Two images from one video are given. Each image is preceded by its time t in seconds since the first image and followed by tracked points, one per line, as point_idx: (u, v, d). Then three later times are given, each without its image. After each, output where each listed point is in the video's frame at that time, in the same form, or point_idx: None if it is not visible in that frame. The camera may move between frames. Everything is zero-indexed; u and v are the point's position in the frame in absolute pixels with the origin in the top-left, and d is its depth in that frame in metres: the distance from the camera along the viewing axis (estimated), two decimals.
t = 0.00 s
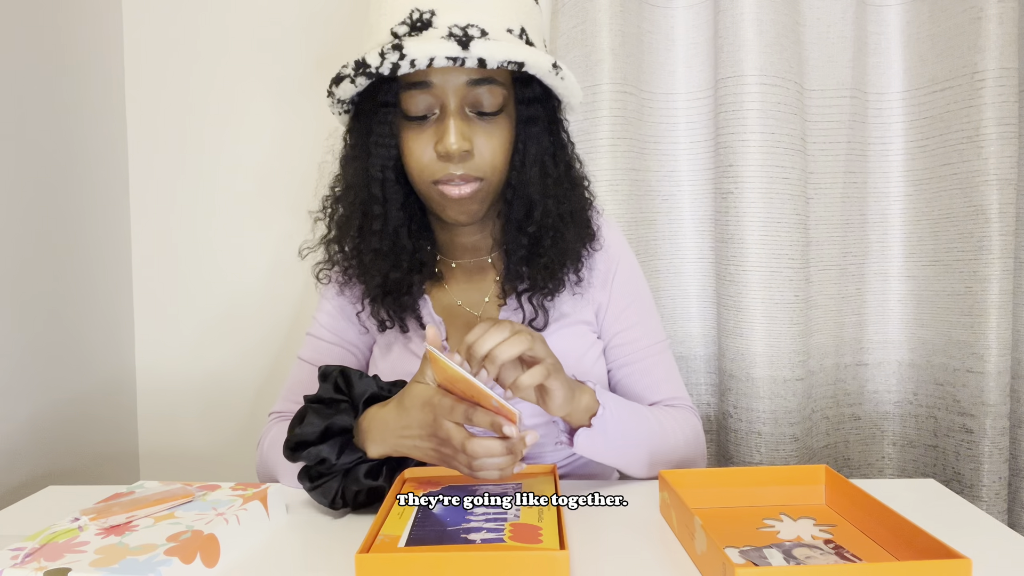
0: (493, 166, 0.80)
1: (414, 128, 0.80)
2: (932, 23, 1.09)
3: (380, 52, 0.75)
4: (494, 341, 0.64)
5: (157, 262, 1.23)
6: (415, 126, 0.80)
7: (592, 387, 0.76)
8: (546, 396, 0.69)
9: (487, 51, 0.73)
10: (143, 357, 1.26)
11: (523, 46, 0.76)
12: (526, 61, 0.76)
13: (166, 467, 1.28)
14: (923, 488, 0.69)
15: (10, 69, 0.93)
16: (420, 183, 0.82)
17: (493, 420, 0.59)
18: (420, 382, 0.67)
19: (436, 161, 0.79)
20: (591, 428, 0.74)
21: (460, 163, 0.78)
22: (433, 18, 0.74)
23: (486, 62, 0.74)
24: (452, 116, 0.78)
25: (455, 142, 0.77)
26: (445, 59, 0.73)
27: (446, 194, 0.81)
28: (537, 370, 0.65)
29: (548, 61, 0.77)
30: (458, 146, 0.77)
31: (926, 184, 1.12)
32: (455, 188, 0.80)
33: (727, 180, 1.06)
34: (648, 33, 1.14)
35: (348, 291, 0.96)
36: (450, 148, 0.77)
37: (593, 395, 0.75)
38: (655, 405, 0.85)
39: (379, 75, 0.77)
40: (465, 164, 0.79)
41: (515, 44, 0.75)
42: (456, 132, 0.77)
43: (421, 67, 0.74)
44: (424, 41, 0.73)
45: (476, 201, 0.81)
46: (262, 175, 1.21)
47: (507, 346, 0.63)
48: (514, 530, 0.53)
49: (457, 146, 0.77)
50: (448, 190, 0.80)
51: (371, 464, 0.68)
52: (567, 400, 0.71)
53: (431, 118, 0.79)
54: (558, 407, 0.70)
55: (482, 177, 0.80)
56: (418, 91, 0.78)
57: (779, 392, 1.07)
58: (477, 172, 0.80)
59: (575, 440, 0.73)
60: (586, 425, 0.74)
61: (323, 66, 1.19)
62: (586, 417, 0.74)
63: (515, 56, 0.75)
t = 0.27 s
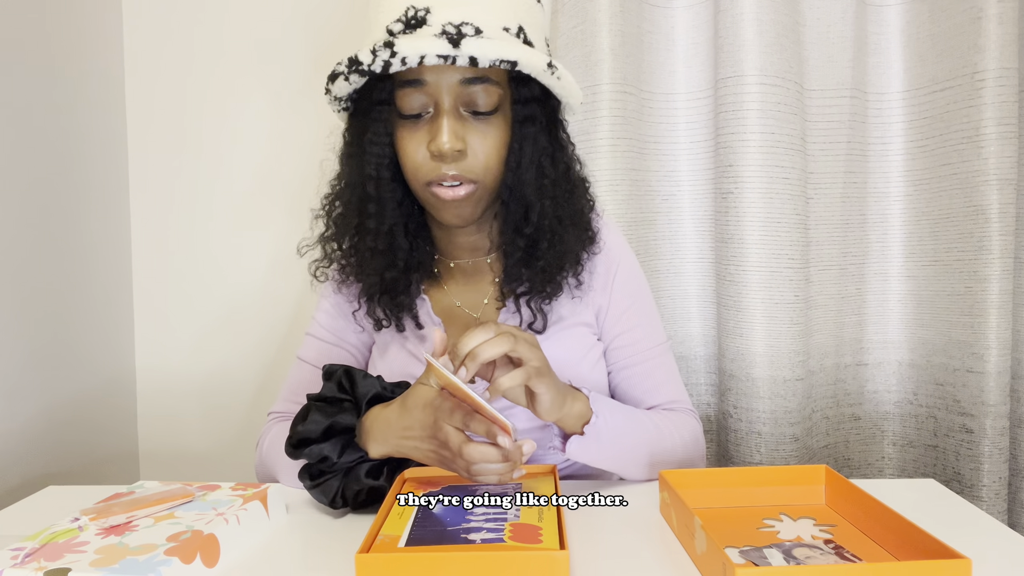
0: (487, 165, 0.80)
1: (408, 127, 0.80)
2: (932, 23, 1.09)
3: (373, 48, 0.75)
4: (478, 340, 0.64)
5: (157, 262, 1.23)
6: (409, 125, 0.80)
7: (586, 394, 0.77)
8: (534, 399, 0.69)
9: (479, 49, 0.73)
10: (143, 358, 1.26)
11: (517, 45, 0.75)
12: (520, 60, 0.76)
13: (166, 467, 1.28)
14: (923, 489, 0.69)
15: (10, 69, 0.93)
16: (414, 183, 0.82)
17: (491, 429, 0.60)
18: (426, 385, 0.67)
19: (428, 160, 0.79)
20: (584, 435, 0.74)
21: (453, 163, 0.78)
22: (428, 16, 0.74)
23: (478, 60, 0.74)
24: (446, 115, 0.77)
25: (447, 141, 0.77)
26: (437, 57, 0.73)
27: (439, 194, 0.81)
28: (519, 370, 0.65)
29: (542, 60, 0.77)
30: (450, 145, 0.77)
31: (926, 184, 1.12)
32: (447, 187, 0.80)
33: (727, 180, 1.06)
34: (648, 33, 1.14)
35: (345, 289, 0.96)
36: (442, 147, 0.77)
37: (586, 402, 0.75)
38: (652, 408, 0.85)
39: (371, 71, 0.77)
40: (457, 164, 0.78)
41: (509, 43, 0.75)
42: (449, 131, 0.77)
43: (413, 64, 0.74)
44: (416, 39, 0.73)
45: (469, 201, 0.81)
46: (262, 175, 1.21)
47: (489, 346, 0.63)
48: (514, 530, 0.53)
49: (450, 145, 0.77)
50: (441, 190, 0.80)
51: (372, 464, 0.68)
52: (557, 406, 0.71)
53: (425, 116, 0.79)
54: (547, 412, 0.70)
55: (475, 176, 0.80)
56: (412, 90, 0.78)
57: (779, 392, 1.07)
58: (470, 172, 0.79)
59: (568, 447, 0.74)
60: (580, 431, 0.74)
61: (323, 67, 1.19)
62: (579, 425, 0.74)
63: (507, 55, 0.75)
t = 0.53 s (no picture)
0: (489, 169, 0.80)
1: (412, 129, 0.80)
2: (932, 23, 1.09)
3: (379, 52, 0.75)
4: (478, 350, 0.63)
5: (157, 262, 1.23)
6: (412, 127, 0.80)
7: (582, 397, 0.76)
8: (531, 404, 0.69)
9: (485, 57, 0.73)
10: (142, 358, 1.26)
11: (523, 53, 0.76)
12: (525, 68, 0.76)
13: (166, 467, 1.28)
14: (923, 489, 0.69)
15: (10, 69, 0.93)
16: (415, 184, 0.82)
17: (490, 434, 0.61)
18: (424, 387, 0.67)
19: (431, 163, 0.79)
20: (580, 439, 0.74)
21: (456, 166, 0.78)
22: (435, 19, 0.74)
23: (484, 68, 0.74)
24: (450, 120, 0.77)
25: (451, 146, 0.77)
26: (443, 64, 0.73)
27: (440, 195, 0.81)
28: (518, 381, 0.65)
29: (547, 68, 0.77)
30: (454, 150, 0.77)
31: (926, 184, 1.12)
32: (449, 190, 0.80)
33: (727, 180, 1.06)
34: (648, 33, 1.14)
35: (344, 284, 0.96)
36: (445, 152, 0.77)
37: (581, 406, 0.74)
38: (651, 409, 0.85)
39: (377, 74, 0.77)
40: (460, 168, 0.78)
41: (515, 49, 0.75)
42: (453, 135, 0.77)
43: (419, 70, 0.74)
44: (422, 44, 0.73)
45: (470, 203, 0.82)
46: (262, 175, 1.21)
47: (492, 356, 0.62)
48: (514, 530, 0.53)
49: (453, 150, 0.77)
50: (443, 192, 0.81)
51: (372, 466, 0.67)
52: (554, 410, 0.71)
53: (429, 119, 0.79)
54: (543, 416, 0.70)
55: (477, 179, 0.80)
56: (416, 92, 0.78)
57: (779, 392, 1.07)
58: (472, 175, 0.80)
59: (566, 451, 0.73)
60: (575, 436, 0.75)
61: (323, 67, 1.19)
62: (576, 429, 0.74)
63: (513, 62, 0.75)
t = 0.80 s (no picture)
0: (492, 170, 0.80)
1: (414, 129, 0.80)
2: (932, 23, 1.09)
3: (383, 51, 0.75)
4: (480, 351, 0.62)
5: (157, 263, 1.23)
6: (414, 127, 0.80)
7: (580, 394, 0.76)
8: (533, 399, 0.69)
9: (489, 55, 0.73)
10: (142, 358, 1.26)
11: (526, 52, 0.76)
12: (528, 67, 0.76)
13: (166, 467, 1.28)
14: (923, 489, 0.69)
15: (10, 69, 0.93)
16: (418, 184, 0.81)
17: (492, 435, 0.61)
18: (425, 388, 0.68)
19: (433, 163, 0.78)
20: (579, 433, 0.74)
21: (459, 166, 0.78)
22: (437, 18, 0.74)
23: (488, 66, 0.74)
24: (452, 119, 0.77)
25: (454, 145, 0.76)
26: (447, 62, 0.73)
27: (442, 196, 0.80)
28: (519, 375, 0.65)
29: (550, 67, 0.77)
30: (457, 149, 0.76)
31: (926, 184, 1.12)
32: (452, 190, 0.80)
33: (727, 180, 1.06)
34: (648, 33, 1.14)
35: (345, 286, 0.96)
36: (448, 151, 0.76)
37: (580, 401, 0.75)
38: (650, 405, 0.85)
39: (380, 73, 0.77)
40: (463, 168, 0.78)
41: (518, 49, 0.75)
42: (456, 135, 0.77)
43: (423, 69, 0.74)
44: (426, 43, 0.73)
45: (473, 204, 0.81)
46: (262, 175, 1.21)
47: (493, 359, 0.62)
48: (514, 530, 0.53)
49: (456, 149, 0.76)
50: (446, 192, 0.80)
51: (372, 466, 0.67)
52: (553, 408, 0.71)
53: (431, 119, 0.79)
54: (544, 411, 0.70)
55: (480, 180, 0.80)
56: (419, 92, 0.78)
57: (779, 392, 1.07)
58: (475, 175, 0.79)
59: (562, 447, 0.73)
60: (574, 431, 0.75)
61: (323, 67, 1.19)
62: (575, 424, 0.75)
63: (516, 62, 0.75)
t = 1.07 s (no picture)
0: (486, 167, 0.80)
1: (409, 127, 0.80)
2: (932, 23, 1.09)
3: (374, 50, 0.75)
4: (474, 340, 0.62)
5: (156, 263, 1.23)
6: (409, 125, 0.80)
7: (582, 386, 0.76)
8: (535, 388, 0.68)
9: (479, 52, 0.73)
10: (142, 358, 1.26)
11: (518, 48, 0.75)
12: (518, 63, 0.75)
13: (166, 468, 1.28)
14: (923, 489, 0.69)
15: (10, 70, 0.93)
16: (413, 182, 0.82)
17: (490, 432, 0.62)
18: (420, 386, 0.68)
19: (427, 160, 0.79)
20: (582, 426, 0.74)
21: (453, 164, 0.78)
22: (429, 17, 0.74)
23: (479, 63, 0.74)
24: (446, 117, 0.77)
25: (447, 143, 0.77)
26: (437, 59, 0.73)
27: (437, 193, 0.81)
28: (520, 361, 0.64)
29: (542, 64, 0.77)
30: (450, 147, 0.77)
31: (926, 184, 1.12)
32: (446, 188, 0.80)
33: (727, 180, 1.06)
34: (648, 33, 1.14)
35: (345, 286, 0.96)
36: (442, 149, 0.77)
37: (583, 394, 0.75)
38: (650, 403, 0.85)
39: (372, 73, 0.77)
40: (457, 165, 0.78)
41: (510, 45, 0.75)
42: (449, 132, 0.77)
43: (413, 66, 0.74)
44: (416, 41, 0.73)
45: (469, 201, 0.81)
46: (262, 175, 1.21)
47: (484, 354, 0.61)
48: (514, 530, 0.53)
49: (449, 147, 0.77)
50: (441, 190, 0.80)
51: (370, 465, 0.68)
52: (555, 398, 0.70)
53: (425, 117, 0.79)
54: (548, 400, 0.69)
55: (475, 177, 0.80)
56: (413, 91, 0.78)
57: (779, 392, 1.07)
58: (470, 173, 0.79)
59: (566, 441, 0.73)
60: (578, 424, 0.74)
61: (323, 67, 1.19)
62: (578, 417, 0.74)
63: (507, 58, 0.75)
